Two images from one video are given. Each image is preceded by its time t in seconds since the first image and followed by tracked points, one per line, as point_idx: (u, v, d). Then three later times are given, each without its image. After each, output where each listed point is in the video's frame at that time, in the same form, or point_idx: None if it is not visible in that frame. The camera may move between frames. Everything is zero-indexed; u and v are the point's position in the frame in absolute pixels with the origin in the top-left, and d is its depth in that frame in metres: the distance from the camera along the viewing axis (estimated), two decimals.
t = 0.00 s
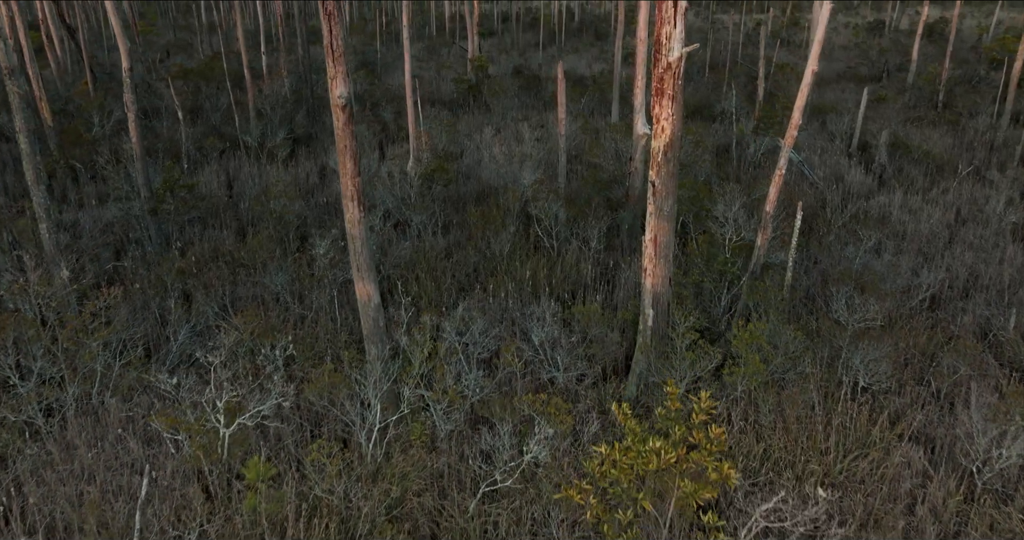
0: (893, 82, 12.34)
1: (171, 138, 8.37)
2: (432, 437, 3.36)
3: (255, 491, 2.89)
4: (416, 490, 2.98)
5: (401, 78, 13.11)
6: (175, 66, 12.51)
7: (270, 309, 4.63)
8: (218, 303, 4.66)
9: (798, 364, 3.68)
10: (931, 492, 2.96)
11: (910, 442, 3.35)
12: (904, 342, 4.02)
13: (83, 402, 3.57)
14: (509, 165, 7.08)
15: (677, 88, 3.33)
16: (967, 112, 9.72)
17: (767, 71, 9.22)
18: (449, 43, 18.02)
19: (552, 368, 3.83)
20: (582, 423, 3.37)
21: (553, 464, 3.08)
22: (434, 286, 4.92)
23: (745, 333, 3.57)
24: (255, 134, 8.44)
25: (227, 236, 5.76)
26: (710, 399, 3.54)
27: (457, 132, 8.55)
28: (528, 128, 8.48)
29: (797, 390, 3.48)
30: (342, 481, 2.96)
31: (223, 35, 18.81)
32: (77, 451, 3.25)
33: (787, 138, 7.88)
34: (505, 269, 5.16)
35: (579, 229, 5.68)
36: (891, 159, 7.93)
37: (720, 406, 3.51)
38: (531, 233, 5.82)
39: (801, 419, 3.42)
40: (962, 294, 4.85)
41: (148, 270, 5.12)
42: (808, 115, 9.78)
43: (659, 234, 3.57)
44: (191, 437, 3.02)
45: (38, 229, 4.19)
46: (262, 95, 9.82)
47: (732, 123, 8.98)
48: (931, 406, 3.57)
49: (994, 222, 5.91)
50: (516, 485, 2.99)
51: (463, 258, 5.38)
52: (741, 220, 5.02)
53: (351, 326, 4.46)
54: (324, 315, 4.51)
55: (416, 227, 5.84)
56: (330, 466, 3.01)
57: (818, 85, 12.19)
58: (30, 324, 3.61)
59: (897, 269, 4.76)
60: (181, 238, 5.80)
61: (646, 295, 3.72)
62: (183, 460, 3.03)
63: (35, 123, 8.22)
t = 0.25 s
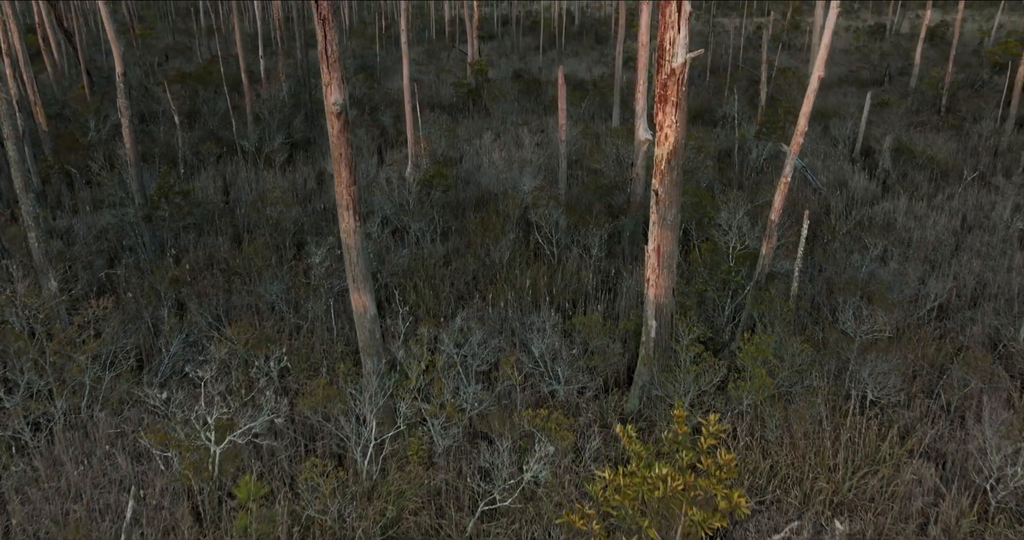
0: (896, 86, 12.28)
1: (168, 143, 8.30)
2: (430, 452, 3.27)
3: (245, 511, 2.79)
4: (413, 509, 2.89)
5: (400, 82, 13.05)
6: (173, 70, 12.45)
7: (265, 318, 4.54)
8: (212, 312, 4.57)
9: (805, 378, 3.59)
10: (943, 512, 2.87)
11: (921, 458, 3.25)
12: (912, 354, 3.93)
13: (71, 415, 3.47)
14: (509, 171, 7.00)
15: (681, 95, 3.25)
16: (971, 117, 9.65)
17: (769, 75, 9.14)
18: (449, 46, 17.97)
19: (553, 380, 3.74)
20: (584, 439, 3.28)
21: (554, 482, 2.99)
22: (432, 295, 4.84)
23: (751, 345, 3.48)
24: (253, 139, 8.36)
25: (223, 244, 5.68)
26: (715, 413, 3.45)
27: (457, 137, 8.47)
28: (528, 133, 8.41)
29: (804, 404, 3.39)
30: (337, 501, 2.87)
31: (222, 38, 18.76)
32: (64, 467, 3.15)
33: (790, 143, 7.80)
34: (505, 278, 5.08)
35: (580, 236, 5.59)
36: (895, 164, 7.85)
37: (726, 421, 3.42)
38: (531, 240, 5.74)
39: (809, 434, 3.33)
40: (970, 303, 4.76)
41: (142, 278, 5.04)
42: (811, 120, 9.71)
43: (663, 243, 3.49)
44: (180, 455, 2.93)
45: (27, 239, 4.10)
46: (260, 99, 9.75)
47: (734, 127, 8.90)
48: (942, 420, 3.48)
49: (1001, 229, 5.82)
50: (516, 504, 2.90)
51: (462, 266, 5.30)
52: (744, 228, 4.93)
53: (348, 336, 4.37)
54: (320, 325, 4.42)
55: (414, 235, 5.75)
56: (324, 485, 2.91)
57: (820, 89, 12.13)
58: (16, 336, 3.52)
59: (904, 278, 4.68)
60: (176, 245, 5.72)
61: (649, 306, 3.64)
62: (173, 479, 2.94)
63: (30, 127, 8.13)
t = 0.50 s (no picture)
0: (898, 90, 12.21)
1: (164, 148, 8.22)
2: (426, 469, 3.18)
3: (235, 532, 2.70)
4: (408, 529, 2.80)
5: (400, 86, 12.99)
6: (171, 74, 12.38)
7: (260, 328, 4.46)
8: (206, 322, 4.49)
9: (812, 392, 3.51)
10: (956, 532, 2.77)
11: (933, 475, 3.16)
12: (921, 366, 3.84)
13: (59, 430, 3.38)
14: (509, 176, 6.92)
15: (685, 102, 3.17)
16: (975, 121, 9.57)
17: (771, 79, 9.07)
18: (449, 50, 17.92)
19: (553, 393, 3.65)
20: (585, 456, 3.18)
21: (554, 501, 2.90)
22: (430, 304, 4.75)
23: (756, 358, 3.39)
24: (250, 144, 8.29)
25: (218, 251, 5.59)
26: (720, 428, 3.36)
27: (456, 142, 8.40)
28: (528, 138, 8.33)
29: (812, 419, 3.30)
30: (330, 521, 2.78)
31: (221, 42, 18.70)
32: (50, 484, 3.06)
33: (792, 148, 7.72)
34: (504, 287, 5.00)
35: (581, 243, 5.51)
36: (899, 169, 7.77)
37: (730, 436, 3.33)
38: (531, 248, 5.66)
39: (816, 450, 3.23)
40: (979, 312, 4.67)
41: (136, 286, 4.96)
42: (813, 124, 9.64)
43: (666, 253, 3.41)
44: (169, 473, 2.84)
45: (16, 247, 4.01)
46: (258, 104, 9.68)
47: (736, 131, 8.82)
48: (953, 435, 3.39)
49: (1008, 236, 5.74)
50: (515, 525, 2.80)
51: (460, 274, 5.22)
52: (748, 236, 4.85)
53: (345, 347, 4.29)
54: (316, 335, 4.34)
55: (412, 242, 5.67)
56: (317, 504, 2.83)
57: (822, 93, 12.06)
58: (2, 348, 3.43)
59: (911, 287, 4.59)
60: (170, 252, 5.63)
61: (652, 317, 3.56)
62: (161, 497, 2.85)
63: (26, 132, 8.06)
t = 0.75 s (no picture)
0: (900, 94, 12.16)
1: (161, 153, 8.15)
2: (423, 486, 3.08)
3: None
4: None
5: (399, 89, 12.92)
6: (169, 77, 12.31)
7: (254, 338, 4.37)
8: (199, 332, 4.40)
9: (819, 406, 3.42)
10: None
11: (945, 493, 3.06)
12: (930, 378, 3.75)
13: (45, 445, 3.28)
14: (509, 182, 6.85)
15: (689, 108, 3.09)
16: (978, 125, 9.51)
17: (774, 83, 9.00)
18: (449, 53, 17.87)
19: (554, 407, 3.55)
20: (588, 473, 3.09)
21: (554, 521, 2.81)
22: (429, 313, 4.67)
23: (762, 371, 3.30)
24: (248, 149, 8.21)
25: (214, 258, 5.51)
26: (725, 443, 3.27)
27: (456, 146, 8.33)
28: (529, 143, 8.26)
29: (820, 435, 3.21)
30: None
31: (219, 46, 18.65)
32: (35, 500, 2.96)
33: (796, 153, 7.65)
34: (503, 296, 4.92)
35: (582, 251, 5.43)
36: (903, 174, 7.69)
37: (736, 451, 3.24)
38: (531, 255, 5.57)
39: (824, 467, 3.14)
40: (988, 322, 4.59)
41: (129, 295, 4.87)
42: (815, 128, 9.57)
43: (669, 263, 3.32)
44: (157, 492, 2.75)
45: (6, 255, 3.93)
46: (256, 107, 9.61)
47: (738, 136, 8.75)
48: (964, 450, 3.30)
49: (1016, 243, 5.65)
50: None
51: (459, 282, 5.13)
52: (752, 244, 4.76)
53: (342, 358, 4.21)
54: (311, 345, 4.26)
55: (411, 249, 5.58)
56: (310, 524, 2.73)
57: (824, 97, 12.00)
58: None
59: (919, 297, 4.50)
60: (165, 260, 5.55)
61: (655, 329, 3.47)
62: (149, 518, 2.76)
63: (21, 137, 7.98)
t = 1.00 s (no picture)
0: (903, 99, 12.09)
1: (158, 158, 8.08)
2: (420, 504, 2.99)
3: None
4: None
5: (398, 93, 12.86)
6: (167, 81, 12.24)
7: (248, 348, 4.28)
8: (193, 342, 4.32)
9: (827, 420, 3.33)
10: None
11: (958, 511, 2.97)
12: (940, 390, 3.65)
13: (31, 461, 3.19)
14: (508, 187, 6.77)
15: (693, 115, 3.00)
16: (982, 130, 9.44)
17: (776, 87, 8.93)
18: (448, 57, 17.82)
19: (555, 421, 3.47)
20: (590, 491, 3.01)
21: None
22: (427, 323, 4.59)
23: (768, 385, 3.21)
24: (245, 154, 8.14)
25: (209, 265, 5.43)
26: (730, 459, 3.18)
27: (455, 151, 8.25)
28: (528, 147, 8.18)
29: (828, 451, 3.12)
30: None
31: (218, 50, 18.60)
32: (19, 519, 2.86)
33: (798, 159, 7.57)
34: (502, 305, 4.83)
35: (583, 258, 5.35)
36: (907, 180, 7.61)
37: (741, 467, 3.15)
38: (531, 262, 5.49)
39: (833, 484, 3.05)
40: (997, 331, 4.50)
41: (122, 303, 4.78)
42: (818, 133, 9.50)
43: (673, 273, 3.23)
44: (143, 512, 2.66)
45: None
46: (253, 112, 9.54)
47: (740, 141, 8.68)
48: (976, 466, 3.20)
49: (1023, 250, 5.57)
50: None
51: (458, 290, 5.05)
52: (756, 252, 4.67)
53: (338, 369, 4.12)
54: (307, 356, 4.17)
55: (409, 256, 5.50)
56: None
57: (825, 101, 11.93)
58: None
59: (927, 307, 4.42)
60: (159, 267, 5.46)
61: (658, 341, 3.38)
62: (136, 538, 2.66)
63: (16, 142, 7.90)
